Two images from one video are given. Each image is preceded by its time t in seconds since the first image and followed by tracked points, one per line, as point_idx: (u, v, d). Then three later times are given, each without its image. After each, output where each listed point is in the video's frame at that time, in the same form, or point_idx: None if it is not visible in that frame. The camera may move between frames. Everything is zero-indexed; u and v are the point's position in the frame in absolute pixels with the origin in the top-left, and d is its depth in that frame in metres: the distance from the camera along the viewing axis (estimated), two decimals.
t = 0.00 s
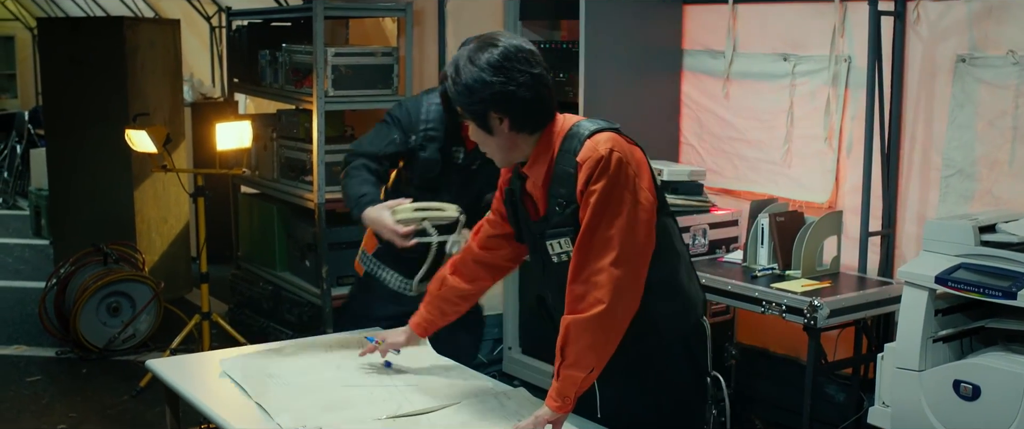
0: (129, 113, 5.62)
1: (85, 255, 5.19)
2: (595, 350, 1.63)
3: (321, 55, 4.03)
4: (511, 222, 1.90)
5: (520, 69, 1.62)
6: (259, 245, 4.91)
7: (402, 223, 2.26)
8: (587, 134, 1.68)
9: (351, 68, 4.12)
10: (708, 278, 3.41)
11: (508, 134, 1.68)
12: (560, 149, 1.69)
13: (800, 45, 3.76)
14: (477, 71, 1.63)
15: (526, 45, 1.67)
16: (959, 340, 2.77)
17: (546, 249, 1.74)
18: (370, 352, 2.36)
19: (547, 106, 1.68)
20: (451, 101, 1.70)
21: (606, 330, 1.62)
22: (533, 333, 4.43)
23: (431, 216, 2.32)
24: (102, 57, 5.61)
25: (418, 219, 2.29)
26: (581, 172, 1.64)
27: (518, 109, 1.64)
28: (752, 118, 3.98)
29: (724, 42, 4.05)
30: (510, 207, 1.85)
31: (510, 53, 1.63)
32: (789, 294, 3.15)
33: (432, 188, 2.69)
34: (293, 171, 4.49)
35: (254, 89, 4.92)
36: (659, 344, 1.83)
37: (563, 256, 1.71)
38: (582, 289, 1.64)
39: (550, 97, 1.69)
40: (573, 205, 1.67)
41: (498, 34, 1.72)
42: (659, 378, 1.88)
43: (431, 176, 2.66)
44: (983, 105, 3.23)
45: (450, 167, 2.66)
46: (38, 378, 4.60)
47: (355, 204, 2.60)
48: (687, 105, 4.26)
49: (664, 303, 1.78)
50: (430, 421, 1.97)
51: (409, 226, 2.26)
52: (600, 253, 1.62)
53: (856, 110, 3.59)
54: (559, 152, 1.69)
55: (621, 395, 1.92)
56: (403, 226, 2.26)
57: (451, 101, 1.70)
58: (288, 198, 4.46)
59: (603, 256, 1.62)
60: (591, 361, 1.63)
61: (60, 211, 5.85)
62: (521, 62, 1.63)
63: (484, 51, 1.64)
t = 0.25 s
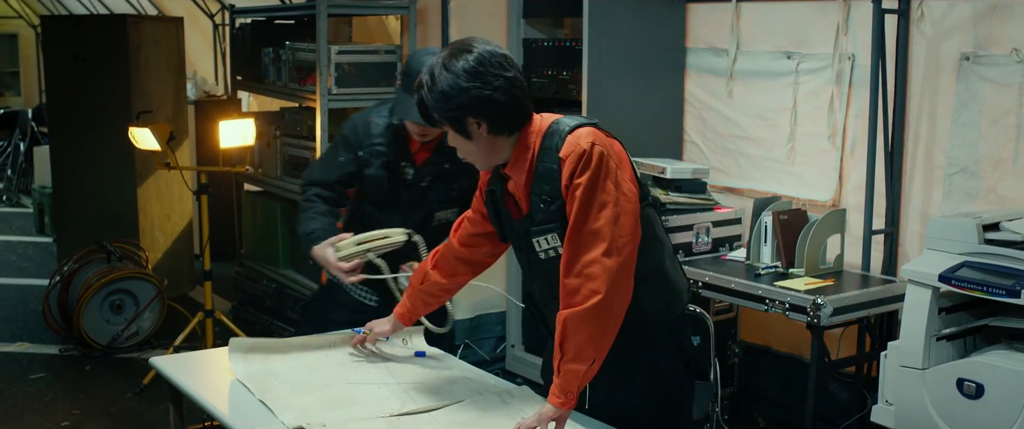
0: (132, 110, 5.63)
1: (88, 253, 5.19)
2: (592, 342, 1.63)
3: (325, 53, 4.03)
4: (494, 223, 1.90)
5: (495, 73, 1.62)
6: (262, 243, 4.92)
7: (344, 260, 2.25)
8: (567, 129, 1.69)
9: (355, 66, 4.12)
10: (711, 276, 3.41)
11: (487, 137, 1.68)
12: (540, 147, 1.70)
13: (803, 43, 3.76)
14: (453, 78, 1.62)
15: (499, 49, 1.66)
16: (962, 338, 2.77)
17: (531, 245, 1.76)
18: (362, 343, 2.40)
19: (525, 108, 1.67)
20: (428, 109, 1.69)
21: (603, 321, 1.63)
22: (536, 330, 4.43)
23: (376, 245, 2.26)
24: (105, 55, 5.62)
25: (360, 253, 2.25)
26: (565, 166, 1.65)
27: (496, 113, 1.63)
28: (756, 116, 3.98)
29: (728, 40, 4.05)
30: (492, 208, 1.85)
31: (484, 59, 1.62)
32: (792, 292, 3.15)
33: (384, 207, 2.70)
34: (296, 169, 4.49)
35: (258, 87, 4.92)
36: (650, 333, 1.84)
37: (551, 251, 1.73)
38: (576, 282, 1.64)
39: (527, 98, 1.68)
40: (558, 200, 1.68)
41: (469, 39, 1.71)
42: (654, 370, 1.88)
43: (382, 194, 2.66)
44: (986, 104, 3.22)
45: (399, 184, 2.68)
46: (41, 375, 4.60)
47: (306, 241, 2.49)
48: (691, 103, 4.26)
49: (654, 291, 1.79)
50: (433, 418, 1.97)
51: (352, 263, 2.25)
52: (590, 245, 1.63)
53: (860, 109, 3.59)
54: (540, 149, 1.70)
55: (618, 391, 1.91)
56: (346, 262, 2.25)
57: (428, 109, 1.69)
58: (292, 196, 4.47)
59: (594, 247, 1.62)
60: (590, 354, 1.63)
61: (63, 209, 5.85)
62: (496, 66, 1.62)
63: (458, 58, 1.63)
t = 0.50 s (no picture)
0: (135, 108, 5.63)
1: (91, 251, 5.20)
2: (593, 339, 1.64)
3: (327, 51, 4.02)
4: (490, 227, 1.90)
5: (488, 80, 1.62)
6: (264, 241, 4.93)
7: (277, 285, 2.26)
8: (558, 130, 1.70)
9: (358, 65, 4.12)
10: (714, 275, 3.41)
11: (481, 144, 1.68)
12: (532, 149, 1.70)
13: (806, 41, 3.76)
14: (446, 86, 1.62)
15: (489, 56, 1.67)
16: (965, 337, 2.76)
17: (528, 245, 1.76)
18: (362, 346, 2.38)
19: (517, 113, 1.68)
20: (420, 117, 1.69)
21: (602, 317, 1.63)
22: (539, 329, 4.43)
23: (306, 264, 2.28)
24: (108, 54, 5.62)
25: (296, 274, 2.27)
26: (558, 166, 1.66)
27: (491, 119, 1.64)
28: (759, 115, 3.97)
29: (731, 38, 4.05)
30: (487, 213, 1.85)
31: (477, 66, 1.63)
32: (796, 292, 3.14)
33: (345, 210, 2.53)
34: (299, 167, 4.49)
35: (261, 86, 4.93)
36: (649, 329, 1.85)
37: (547, 252, 1.73)
38: (576, 280, 1.64)
39: (519, 103, 1.69)
40: (553, 199, 1.69)
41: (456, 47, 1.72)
42: (655, 367, 1.88)
43: (320, 208, 2.48)
44: (990, 103, 3.22)
45: (339, 195, 2.49)
46: (44, 373, 4.61)
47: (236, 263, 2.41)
48: (694, 102, 4.25)
49: (652, 286, 1.80)
50: (435, 417, 1.97)
51: (285, 287, 2.27)
52: (586, 243, 1.63)
53: (863, 107, 3.58)
54: (532, 152, 1.71)
55: (619, 389, 1.90)
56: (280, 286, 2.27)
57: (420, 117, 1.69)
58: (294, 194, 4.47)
59: (591, 244, 1.63)
60: (591, 351, 1.64)
61: (65, 206, 5.85)
62: (488, 73, 1.63)
63: (449, 67, 1.64)
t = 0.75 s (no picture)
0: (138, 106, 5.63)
1: (94, 249, 5.20)
2: (596, 337, 1.64)
3: (331, 49, 4.02)
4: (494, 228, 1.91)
5: (490, 82, 1.63)
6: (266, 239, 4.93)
7: (289, 330, 2.27)
8: (559, 130, 1.71)
9: (361, 62, 4.12)
10: (717, 274, 3.40)
11: (483, 144, 1.69)
12: (534, 149, 1.71)
13: (809, 40, 3.75)
14: (448, 90, 1.63)
15: (488, 58, 1.68)
16: (968, 336, 2.76)
17: (531, 245, 1.77)
18: (374, 343, 2.37)
19: (519, 113, 1.69)
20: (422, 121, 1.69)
21: (606, 315, 1.63)
22: (541, 328, 4.43)
23: (310, 308, 2.25)
24: (111, 51, 5.62)
25: (304, 316, 2.26)
26: (560, 165, 1.67)
27: (494, 119, 1.65)
28: (762, 113, 3.97)
29: (734, 37, 4.05)
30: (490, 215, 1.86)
31: (477, 68, 1.64)
32: (799, 290, 3.14)
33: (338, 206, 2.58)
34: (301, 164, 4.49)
35: (263, 84, 4.93)
36: (653, 326, 1.85)
37: (550, 251, 1.74)
38: (580, 278, 1.64)
39: (520, 103, 1.69)
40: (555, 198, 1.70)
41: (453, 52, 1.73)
42: (659, 366, 1.87)
43: (297, 220, 2.56)
44: (994, 102, 3.21)
45: (312, 207, 2.55)
46: (46, 371, 4.61)
47: (241, 309, 2.38)
48: (697, 100, 4.25)
49: (656, 284, 1.80)
50: (438, 416, 1.96)
51: (296, 330, 2.28)
52: (589, 241, 1.64)
53: (866, 106, 3.58)
54: (533, 152, 1.72)
55: (622, 388, 1.90)
56: (290, 330, 2.28)
57: (422, 120, 1.69)
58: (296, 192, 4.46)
59: (594, 243, 1.63)
60: (595, 349, 1.65)
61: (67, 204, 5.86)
62: (489, 74, 1.64)
63: (450, 69, 1.64)
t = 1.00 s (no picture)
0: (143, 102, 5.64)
1: (98, 245, 5.21)
2: (601, 334, 1.65)
3: (335, 46, 4.02)
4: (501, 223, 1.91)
5: (499, 78, 1.63)
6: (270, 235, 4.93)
7: (286, 336, 2.26)
8: (567, 127, 1.70)
9: (366, 59, 4.12)
10: (721, 272, 3.40)
11: (491, 141, 1.69)
12: (542, 146, 1.71)
13: (814, 38, 3.75)
14: (458, 85, 1.63)
15: (500, 55, 1.67)
16: (973, 335, 2.76)
17: (538, 241, 1.77)
18: (384, 340, 2.38)
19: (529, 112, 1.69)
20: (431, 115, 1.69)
21: (611, 313, 1.64)
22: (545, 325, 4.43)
23: (312, 321, 2.24)
24: (116, 48, 5.63)
25: (304, 327, 2.26)
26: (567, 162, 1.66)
27: (502, 116, 1.65)
28: (767, 111, 3.96)
29: (739, 35, 4.04)
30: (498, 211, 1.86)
31: (487, 64, 1.63)
32: (803, 288, 3.14)
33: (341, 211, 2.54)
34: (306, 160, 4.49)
35: (267, 80, 4.93)
36: (660, 324, 1.84)
37: (557, 248, 1.74)
38: (585, 275, 1.65)
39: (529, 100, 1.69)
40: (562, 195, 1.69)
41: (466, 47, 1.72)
42: (664, 363, 1.87)
43: (296, 222, 2.51)
44: (999, 100, 3.21)
45: (312, 209, 2.51)
46: (50, 367, 4.62)
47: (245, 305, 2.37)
48: (701, 98, 4.25)
49: (662, 282, 1.80)
50: (442, 413, 1.96)
51: (294, 338, 2.27)
52: (595, 239, 1.64)
53: (871, 104, 3.57)
54: (542, 149, 1.71)
55: (627, 384, 1.90)
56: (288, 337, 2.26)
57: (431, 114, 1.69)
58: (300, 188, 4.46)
59: (600, 240, 1.63)
60: (600, 345, 1.66)
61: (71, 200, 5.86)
62: (499, 71, 1.64)
63: (461, 65, 1.64)
